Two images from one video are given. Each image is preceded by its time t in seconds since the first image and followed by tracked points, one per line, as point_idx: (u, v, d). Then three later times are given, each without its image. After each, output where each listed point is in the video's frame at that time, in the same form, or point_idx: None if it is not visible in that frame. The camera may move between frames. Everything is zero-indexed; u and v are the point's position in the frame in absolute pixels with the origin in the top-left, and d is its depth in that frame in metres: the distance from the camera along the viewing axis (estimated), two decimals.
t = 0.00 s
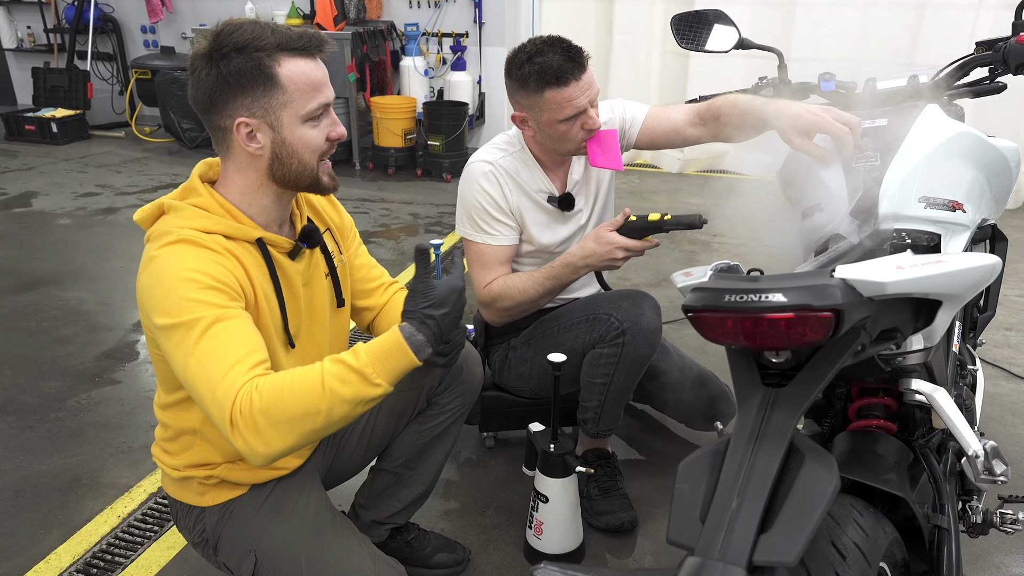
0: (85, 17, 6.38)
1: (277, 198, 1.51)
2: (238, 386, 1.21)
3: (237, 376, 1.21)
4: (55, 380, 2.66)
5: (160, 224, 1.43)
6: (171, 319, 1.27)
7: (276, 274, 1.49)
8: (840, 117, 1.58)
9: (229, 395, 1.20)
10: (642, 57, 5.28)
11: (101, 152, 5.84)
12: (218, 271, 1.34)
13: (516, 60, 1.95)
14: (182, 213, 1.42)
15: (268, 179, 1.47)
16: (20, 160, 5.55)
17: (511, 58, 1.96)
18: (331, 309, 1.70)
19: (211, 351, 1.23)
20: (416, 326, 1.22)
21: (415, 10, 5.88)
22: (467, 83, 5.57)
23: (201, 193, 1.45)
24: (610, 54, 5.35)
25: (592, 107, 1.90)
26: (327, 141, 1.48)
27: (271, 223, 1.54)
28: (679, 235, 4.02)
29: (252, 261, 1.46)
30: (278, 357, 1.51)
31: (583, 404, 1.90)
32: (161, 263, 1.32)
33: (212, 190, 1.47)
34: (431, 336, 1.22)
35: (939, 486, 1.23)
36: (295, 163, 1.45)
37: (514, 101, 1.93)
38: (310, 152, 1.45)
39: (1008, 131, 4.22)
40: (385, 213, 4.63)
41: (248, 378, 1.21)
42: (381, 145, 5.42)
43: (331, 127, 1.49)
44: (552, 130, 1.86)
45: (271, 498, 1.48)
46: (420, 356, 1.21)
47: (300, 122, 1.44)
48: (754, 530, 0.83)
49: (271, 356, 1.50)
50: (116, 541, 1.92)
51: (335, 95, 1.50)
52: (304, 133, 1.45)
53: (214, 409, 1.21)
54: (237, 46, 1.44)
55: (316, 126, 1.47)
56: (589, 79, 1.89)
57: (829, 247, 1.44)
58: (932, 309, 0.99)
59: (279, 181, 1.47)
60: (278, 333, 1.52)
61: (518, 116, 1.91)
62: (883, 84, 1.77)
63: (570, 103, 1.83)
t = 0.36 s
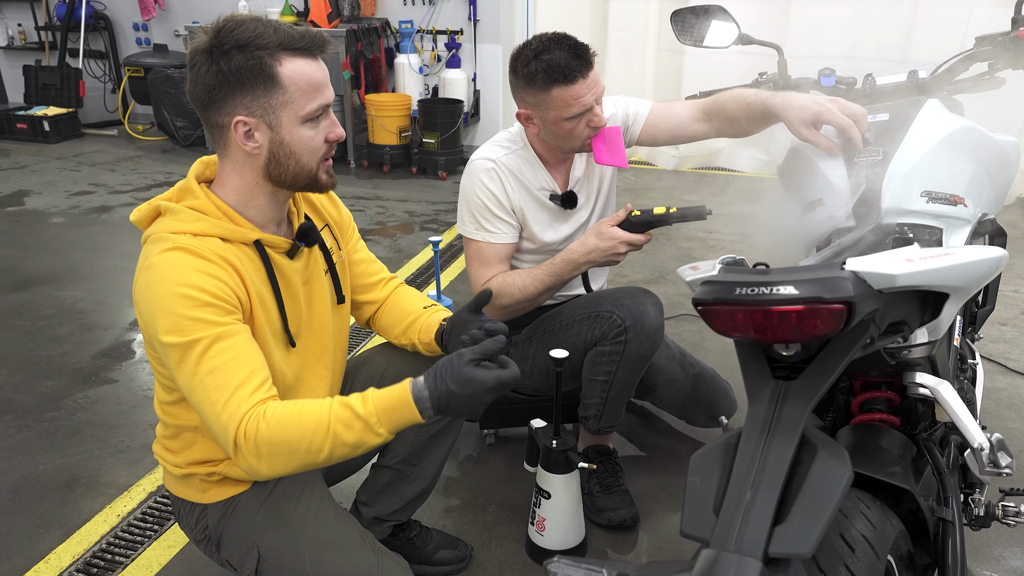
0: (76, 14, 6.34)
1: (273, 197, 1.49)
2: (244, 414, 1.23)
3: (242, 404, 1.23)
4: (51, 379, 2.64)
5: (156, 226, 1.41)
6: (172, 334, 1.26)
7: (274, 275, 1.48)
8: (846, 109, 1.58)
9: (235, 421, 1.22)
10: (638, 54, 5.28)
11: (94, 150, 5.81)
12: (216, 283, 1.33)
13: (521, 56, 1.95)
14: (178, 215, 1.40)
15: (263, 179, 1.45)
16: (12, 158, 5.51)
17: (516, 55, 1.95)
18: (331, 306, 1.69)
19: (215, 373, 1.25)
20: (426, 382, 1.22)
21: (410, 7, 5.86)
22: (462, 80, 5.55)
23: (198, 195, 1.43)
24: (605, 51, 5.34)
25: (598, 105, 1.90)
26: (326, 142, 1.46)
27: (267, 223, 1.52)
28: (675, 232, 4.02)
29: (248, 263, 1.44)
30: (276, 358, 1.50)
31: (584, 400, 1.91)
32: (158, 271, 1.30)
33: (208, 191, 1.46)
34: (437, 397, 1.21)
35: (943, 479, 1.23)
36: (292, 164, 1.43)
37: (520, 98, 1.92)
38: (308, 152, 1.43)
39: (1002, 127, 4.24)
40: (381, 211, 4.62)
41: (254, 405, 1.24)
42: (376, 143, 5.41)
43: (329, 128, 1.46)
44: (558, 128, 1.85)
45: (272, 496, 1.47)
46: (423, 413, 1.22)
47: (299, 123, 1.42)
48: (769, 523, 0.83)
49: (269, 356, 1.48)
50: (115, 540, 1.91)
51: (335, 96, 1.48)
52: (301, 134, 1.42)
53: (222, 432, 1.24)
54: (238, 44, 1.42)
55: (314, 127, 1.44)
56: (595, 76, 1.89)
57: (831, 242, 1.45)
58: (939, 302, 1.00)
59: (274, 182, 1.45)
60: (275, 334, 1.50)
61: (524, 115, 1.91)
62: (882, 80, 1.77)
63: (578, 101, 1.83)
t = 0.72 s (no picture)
0: (69, 12, 6.31)
1: (280, 196, 1.48)
2: (302, 377, 1.25)
3: (296, 368, 1.25)
4: (50, 378, 2.63)
5: (162, 223, 1.38)
6: (201, 317, 1.25)
7: (284, 272, 1.47)
8: (854, 103, 1.59)
9: (294, 385, 1.24)
10: (634, 52, 5.28)
11: (88, 149, 5.78)
12: (236, 266, 1.33)
13: (523, 52, 1.95)
14: (187, 211, 1.38)
15: (270, 177, 1.44)
16: (6, 157, 5.48)
17: (519, 50, 1.95)
18: (330, 308, 1.67)
19: (260, 344, 1.25)
20: (474, 328, 1.37)
21: (405, 6, 5.86)
22: (458, 79, 5.55)
23: (206, 190, 1.41)
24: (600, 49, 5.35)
25: (601, 99, 1.90)
26: (335, 148, 1.45)
27: (272, 219, 1.51)
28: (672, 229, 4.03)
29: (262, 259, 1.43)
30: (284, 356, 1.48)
31: (587, 396, 1.92)
32: (169, 260, 1.29)
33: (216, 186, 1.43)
34: (485, 342, 1.36)
35: (947, 471, 1.24)
36: (302, 164, 1.42)
37: (523, 94, 1.93)
38: (318, 155, 1.42)
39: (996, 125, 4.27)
40: (378, 209, 4.61)
41: (306, 365, 1.26)
42: (373, 142, 5.40)
43: (340, 135, 1.46)
44: (561, 122, 1.86)
45: (274, 494, 1.46)
46: (475, 353, 1.36)
47: (314, 125, 1.41)
48: (784, 515, 0.85)
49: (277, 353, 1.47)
50: (117, 540, 1.90)
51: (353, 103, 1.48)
52: (314, 137, 1.41)
53: (277, 400, 1.25)
54: (266, 39, 1.41)
55: (327, 131, 1.43)
56: (598, 70, 1.89)
57: (835, 237, 1.47)
58: (946, 295, 1.01)
59: (282, 180, 1.43)
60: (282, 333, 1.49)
61: (528, 110, 1.91)
62: (883, 76, 1.77)
63: (580, 95, 1.84)
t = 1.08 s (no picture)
0: (63, 12, 6.28)
1: (307, 204, 1.47)
2: (400, 351, 1.35)
3: (392, 344, 1.35)
4: (49, 379, 2.63)
5: (201, 233, 1.34)
6: (289, 313, 1.27)
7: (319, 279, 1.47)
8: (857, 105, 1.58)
9: (396, 358, 1.35)
10: (630, 51, 5.29)
11: (83, 149, 5.77)
12: (297, 262, 1.35)
13: (522, 48, 1.96)
14: (230, 221, 1.35)
15: (299, 187, 1.42)
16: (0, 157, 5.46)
17: (519, 48, 1.96)
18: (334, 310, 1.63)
19: (355, 327, 1.33)
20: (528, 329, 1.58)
21: (401, 5, 5.85)
22: (454, 78, 5.55)
23: (244, 201, 1.38)
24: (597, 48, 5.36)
25: (599, 94, 1.90)
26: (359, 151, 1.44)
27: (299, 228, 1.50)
28: (669, 227, 4.04)
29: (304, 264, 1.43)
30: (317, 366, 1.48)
31: (589, 393, 1.93)
32: (236, 269, 1.26)
33: (253, 197, 1.40)
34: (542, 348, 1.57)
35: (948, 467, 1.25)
36: (328, 171, 1.41)
37: (523, 90, 1.94)
38: (342, 160, 1.42)
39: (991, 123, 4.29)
40: (375, 209, 4.61)
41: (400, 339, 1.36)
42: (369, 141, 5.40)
43: (362, 137, 1.44)
44: (558, 118, 1.87)
45: (273, 492, 1.45)
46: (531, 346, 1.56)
47: (336, 131, 1.40)
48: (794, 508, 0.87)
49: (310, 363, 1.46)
50: (119, 540, 1.91)
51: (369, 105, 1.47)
52: (338, 142, 1.40)
53: (381, 373, 1.35)
54: (281, 51, 1.38)
55: (349, 135, 1.42)
56: (595, 65, 1.90)
57: (836, 236, 1.48)
58: (947, 293, 1.01)
59: (311, 189, 1.42)
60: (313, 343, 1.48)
61: (528, 107, 1.92)
62: (880, 77, 1.79)
63: (577, 89, 1.84)
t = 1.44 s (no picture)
0: (51, 12, 6.23)
1: (308, 204, 1.46)
2: (400, 352, 1.35)
3: (392, 345, 1.34)
4: (42, 382, 2.60)
5: (202, 233, 1.33)
6: (290, 313, 1.26)
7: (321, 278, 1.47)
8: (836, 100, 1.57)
9: (397, 359, 1.35)
10: (621, 52, 5.31)
11: (72, 150, 5.72)
12: (297, 262, 1.35)
13: (523, 47, 1.96)
14: (231, 220, 1.34)
15: (303, 187, 1.42)
16: None
17: (518, 48, 1.96)
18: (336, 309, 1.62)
19: (355, 327, 1.32)
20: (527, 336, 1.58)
21: (392, 5, 5.83)
22: (446, 79, 5.54)
23: (246, 200, 1.37)
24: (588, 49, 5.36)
25: (600, 92, 1.91)
26: (364, 152, 1.44)
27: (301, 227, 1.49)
28: (661, 227, 4.06)
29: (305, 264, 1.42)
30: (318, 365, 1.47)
31: (587, 393, 1.93)
32: (236, 269, 1.26)
33: (253, 196, 1.40)
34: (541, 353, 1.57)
35: (948, 462, 1.26)
36: (334, 171, 1.41)
37: (523, 88, 1.94)
38: (349, 161, 1.41)
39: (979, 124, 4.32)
40: (368, 209, 4.60)
41: (399, 339, 1.36)
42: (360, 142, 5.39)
43: (367, 137, 1.44)
44: (561, 116, 1.87)
45: (282, 492, 1.45)
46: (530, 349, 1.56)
47: (344, 132, 1.39)
48: (808, 504, 0.88)
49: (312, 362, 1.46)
50: (116, 544, 1.89)
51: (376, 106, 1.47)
52: (345, 143, 1.40)
53: (381, 373, 1.35)
54: (292, 51, 1.37)
55: (356, 135, 1.42)
56: (597, 63, 1.91)
57: (833, 234, 1.50)
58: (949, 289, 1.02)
59: (315, 189, 1.42)
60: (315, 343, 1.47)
61: (528, 106, 1.91)
62: (874, 77, 1.81)
63: (580, 87, 1.85)
